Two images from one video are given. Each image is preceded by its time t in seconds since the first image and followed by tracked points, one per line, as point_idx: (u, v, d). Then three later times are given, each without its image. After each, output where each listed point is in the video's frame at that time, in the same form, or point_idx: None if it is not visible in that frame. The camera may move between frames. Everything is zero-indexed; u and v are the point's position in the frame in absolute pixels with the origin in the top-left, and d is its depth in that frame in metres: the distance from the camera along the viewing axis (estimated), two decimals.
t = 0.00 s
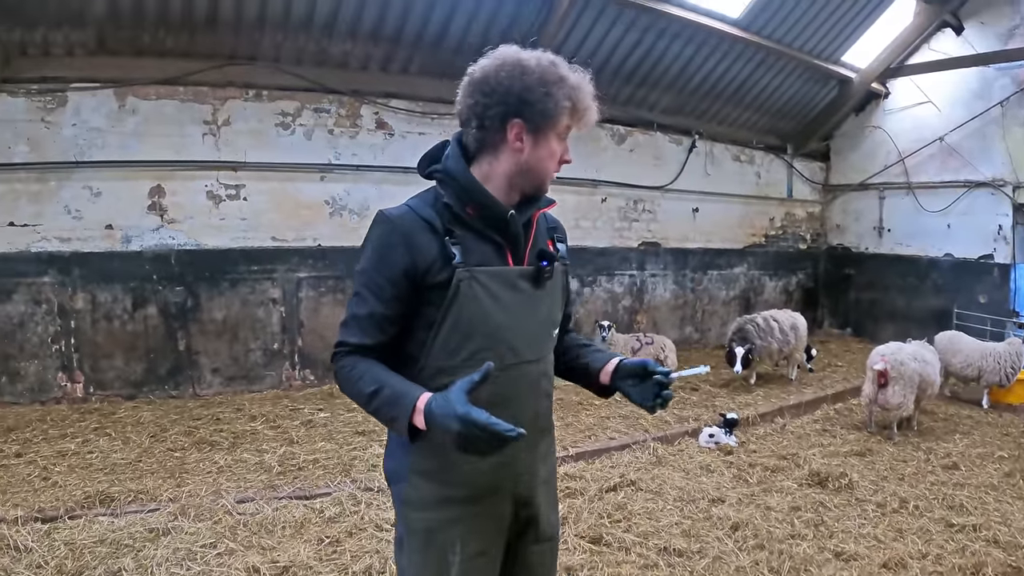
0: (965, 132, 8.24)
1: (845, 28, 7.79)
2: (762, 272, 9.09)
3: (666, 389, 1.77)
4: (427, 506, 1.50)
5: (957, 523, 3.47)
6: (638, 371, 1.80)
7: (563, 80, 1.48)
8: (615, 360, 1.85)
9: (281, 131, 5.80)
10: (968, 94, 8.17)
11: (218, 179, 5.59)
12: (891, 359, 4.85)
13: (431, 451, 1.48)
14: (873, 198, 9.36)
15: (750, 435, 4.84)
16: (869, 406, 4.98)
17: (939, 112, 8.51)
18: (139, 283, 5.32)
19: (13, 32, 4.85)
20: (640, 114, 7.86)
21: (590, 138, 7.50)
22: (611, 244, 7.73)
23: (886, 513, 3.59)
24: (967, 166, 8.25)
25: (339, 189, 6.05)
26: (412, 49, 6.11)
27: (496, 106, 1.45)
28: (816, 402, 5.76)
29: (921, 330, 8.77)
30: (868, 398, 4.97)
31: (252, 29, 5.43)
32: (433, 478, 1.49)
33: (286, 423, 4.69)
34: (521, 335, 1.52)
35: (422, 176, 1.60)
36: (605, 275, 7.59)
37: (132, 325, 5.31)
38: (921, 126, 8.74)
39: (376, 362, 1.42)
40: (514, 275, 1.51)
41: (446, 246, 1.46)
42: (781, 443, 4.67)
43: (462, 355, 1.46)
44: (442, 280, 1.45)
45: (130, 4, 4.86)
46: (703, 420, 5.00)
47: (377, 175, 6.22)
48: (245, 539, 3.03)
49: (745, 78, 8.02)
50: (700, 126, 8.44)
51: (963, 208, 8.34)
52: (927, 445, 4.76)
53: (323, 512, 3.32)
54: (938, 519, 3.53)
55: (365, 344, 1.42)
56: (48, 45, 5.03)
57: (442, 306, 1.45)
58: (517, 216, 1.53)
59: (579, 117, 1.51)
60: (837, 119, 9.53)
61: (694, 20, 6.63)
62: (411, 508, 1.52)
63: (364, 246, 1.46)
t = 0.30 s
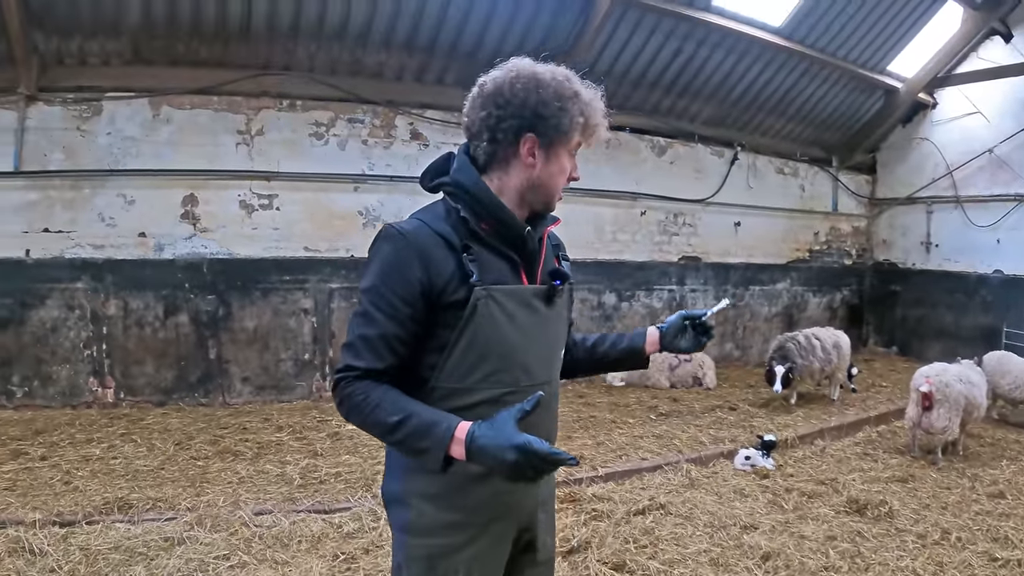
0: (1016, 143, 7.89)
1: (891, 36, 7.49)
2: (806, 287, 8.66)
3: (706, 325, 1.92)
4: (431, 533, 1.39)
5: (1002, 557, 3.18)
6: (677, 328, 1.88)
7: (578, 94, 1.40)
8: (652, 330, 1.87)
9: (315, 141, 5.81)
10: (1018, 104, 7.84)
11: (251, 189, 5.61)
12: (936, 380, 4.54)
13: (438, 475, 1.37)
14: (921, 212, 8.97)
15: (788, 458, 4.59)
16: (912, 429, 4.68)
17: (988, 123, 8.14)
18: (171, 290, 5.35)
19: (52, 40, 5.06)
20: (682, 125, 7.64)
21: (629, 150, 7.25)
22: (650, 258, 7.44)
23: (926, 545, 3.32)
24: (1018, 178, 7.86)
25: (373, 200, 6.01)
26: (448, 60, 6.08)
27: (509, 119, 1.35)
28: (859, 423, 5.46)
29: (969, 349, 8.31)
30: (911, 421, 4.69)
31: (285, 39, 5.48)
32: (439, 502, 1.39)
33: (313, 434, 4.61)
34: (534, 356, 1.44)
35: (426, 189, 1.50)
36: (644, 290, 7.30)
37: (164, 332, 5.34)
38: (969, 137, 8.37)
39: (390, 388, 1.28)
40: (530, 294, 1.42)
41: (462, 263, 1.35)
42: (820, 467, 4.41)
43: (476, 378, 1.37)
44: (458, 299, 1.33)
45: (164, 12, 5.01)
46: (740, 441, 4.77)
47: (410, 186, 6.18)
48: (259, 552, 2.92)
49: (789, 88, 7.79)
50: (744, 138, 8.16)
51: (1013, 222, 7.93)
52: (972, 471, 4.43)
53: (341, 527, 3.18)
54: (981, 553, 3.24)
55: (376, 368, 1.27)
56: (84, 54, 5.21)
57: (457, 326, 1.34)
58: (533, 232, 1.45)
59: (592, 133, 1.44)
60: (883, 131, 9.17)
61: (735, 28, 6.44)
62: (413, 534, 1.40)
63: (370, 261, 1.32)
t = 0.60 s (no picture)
0: None
1: (938, 40, 7.19)
2: (851, 301, 8.32)
3: (687, 290, 1.81)
4: (425, 547, 1.32)
5: None
6: (661, 301, 1.77)
7: (547, 92, 1.29)
8: (635, 313, 1.76)
9: (349, 149, 5.85)
10: None
11: (285, 197, 5.67)
12: (981, 399, 4.27)
13: (431, 488, 1.31)
14: (969, 223, 8.62)
15: (825, 477, 4.39)
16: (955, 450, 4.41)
17: None
18: (204, 296, 5.40)
19: (88, 49, 5.21)
20: (722, 133, 7.45)
21: (668, 159, 7.12)
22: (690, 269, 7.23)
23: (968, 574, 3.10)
24: None
25: (406, 208, 6.01)
26: (482, 68, 6.07)
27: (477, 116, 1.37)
28: (901, 441, 5.21)
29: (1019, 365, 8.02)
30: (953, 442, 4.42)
31: (320, 47, 5.55)
32: (432, 516, 1.32)
33: (339, 442, 4.58)
34: (530, 368, 1.38)
35: (422, 199, 1.43)
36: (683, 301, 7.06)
37: (196, 337, 5.40)
38: (1019, 146, 8.05)
39: (386, 400, 1.22)
40: (526, 305, 1.36)
41: (458, 274, 1.29)
42: (858, 488, 4.20)
43: (472, 391, 1.31)
44: (453, 310, 1.27)
45: (199, 22, 5.16)
46: (776, 459, 4.57)
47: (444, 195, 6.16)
48: (272, 560, 2.87)
49: (833, 95, 7.56)
50: (786, 146, 7.91)
51: None
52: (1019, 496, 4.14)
53: (358, 537, 3.11)
54: None
55: (369, 380, 1.21)
56: (121, 63, 5.38)
57: (452, 338, 1.28)
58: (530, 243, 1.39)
59: (563, 132, 1.27)
60: (931, 139, 8.82)
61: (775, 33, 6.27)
62: (406, 549, 1.33)
63: (364, 271, 1.27)
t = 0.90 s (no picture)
0: None
1: (972, 41, 7.00)
2: (883, 310, 8.09)
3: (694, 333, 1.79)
4: (386, 555, 1.32)
5: None
6: (668, 335, 1.72)
7: (483, 92, 1.37)
8: (638, 341, 1.72)
9: (370, 156, 5.88)
10: None
11: (307, 204, 5.70)
12: (1015, 413, 4.10)
13: (392, 496, 1.31)
14: (1006, 230, 8.36)
15: (850, 493, 4.26)
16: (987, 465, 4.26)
17: None
18: (226, 302, 5.46)
19: (114, 59, 5.41)
20: (750, 139, 7.30)
21: (695, 165, 6.98)
22: (717, 278, 7.06)
23: None
24: None
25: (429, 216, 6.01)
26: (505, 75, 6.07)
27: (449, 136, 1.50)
28: (932, 456, 5.04)
29: None
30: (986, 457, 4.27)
31: (342, 55, 5.60)
32: (392, 524, 1.32)
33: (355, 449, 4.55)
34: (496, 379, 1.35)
35: (396, 207, 1.43)
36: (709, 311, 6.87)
37: (218, 342, 5.45)
38: None
39: (344, 402, 1.23)
40: (490, 313, 1.34)
41: (418, 279, 1.29)
42: (885, 505, 4.06)
43: (430, 399, 1.29)
44: (412, 316, 1.27)
45: (221, 30, 5.27)
46: (800, 474, 4.45)
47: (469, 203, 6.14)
48: (277, 565, 2.86)
49: (864, 99, 7.40)
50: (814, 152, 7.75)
51: None
52: None
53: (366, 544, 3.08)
54: None
55: (327, 380, 1.23)
56: (146, 72, 5.53)
57: (411, 344, 1.28)
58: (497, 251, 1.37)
59: (496, 125, 1.32)
60: (967, 144, 8.57)
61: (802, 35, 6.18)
62: (368, 556, 1.33)
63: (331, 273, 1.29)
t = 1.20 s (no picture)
0: None
1: (981, 41, 6.93)
2: (895, 314, 8.02)
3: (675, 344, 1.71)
4: (349, 559, 1.37)
5: None
6: (647, 348, 1.68)
7: (448, 99, 1.43)
8: (615, 356, 1.70)
9: (375, 161, 5.90)
10: None
11: (312, 209, 5.73)
12: None
13: (357, 499, 1.38)
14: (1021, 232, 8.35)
15: (857, 501, 4.22)
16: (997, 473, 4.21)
17: None
18: (232, 306, 5.48)
19: (120, 64, 5.48)
20: (760, 142, 7.30)
21: (703, 168, 6.96)
22: (726, 282, 7.02)
23: None
24: None
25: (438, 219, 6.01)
26: (510, 78, 6.09)
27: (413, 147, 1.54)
28: (942, 463, 5.00)
29: None
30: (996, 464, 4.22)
31: (346, 59, 5.64)
32: (357, 528, 1.37)
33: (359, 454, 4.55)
34: (459, 385, 1.39)
35: (371, 213, 1.52)
36: (717, 315, 6.82)
37: (223, 346, 5.47)
38: None
39: (310, 403, 1.32)
40: (453, 320, 1.39)
41: (383, 284, 1.36)
42: (892, 513, 4.02)
43: (392, 403, 1.34)
44: (375, 321, 1.34)
45: (225, 35, 5.32)
46: (806, 481, 4.42)
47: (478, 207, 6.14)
48: (273, 570, 2.86)
49: (874, 100, 7.36)
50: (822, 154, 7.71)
51: None
52: None
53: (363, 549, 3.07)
54: None
55: (295, 381, 1.31)
56: (152, 77, 5.59)
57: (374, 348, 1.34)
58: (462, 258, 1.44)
59: (464, 129, 1.37)
60: (978, 145, 8.49)
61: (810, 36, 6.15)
62: (334, 559, 1.39)
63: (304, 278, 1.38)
